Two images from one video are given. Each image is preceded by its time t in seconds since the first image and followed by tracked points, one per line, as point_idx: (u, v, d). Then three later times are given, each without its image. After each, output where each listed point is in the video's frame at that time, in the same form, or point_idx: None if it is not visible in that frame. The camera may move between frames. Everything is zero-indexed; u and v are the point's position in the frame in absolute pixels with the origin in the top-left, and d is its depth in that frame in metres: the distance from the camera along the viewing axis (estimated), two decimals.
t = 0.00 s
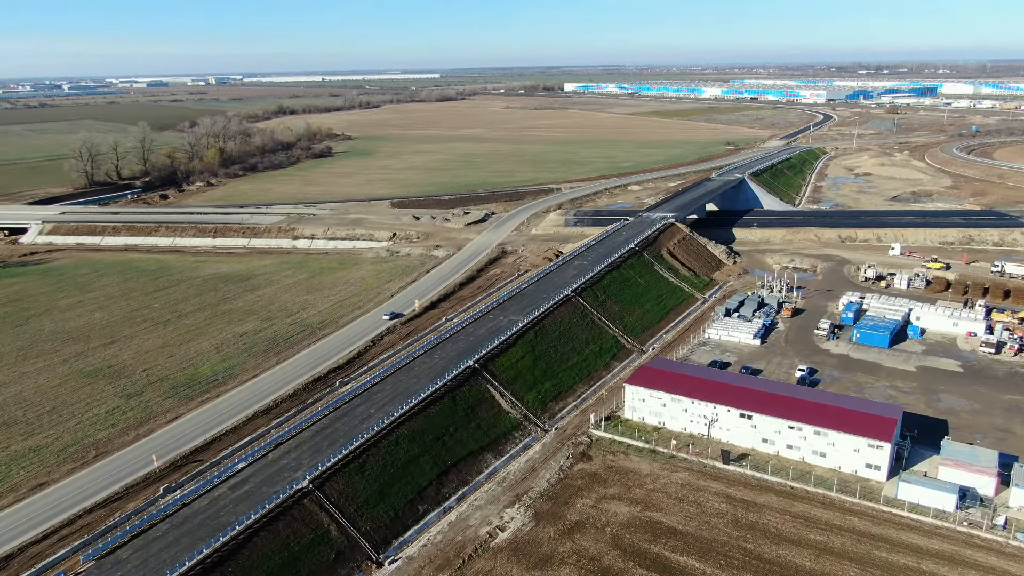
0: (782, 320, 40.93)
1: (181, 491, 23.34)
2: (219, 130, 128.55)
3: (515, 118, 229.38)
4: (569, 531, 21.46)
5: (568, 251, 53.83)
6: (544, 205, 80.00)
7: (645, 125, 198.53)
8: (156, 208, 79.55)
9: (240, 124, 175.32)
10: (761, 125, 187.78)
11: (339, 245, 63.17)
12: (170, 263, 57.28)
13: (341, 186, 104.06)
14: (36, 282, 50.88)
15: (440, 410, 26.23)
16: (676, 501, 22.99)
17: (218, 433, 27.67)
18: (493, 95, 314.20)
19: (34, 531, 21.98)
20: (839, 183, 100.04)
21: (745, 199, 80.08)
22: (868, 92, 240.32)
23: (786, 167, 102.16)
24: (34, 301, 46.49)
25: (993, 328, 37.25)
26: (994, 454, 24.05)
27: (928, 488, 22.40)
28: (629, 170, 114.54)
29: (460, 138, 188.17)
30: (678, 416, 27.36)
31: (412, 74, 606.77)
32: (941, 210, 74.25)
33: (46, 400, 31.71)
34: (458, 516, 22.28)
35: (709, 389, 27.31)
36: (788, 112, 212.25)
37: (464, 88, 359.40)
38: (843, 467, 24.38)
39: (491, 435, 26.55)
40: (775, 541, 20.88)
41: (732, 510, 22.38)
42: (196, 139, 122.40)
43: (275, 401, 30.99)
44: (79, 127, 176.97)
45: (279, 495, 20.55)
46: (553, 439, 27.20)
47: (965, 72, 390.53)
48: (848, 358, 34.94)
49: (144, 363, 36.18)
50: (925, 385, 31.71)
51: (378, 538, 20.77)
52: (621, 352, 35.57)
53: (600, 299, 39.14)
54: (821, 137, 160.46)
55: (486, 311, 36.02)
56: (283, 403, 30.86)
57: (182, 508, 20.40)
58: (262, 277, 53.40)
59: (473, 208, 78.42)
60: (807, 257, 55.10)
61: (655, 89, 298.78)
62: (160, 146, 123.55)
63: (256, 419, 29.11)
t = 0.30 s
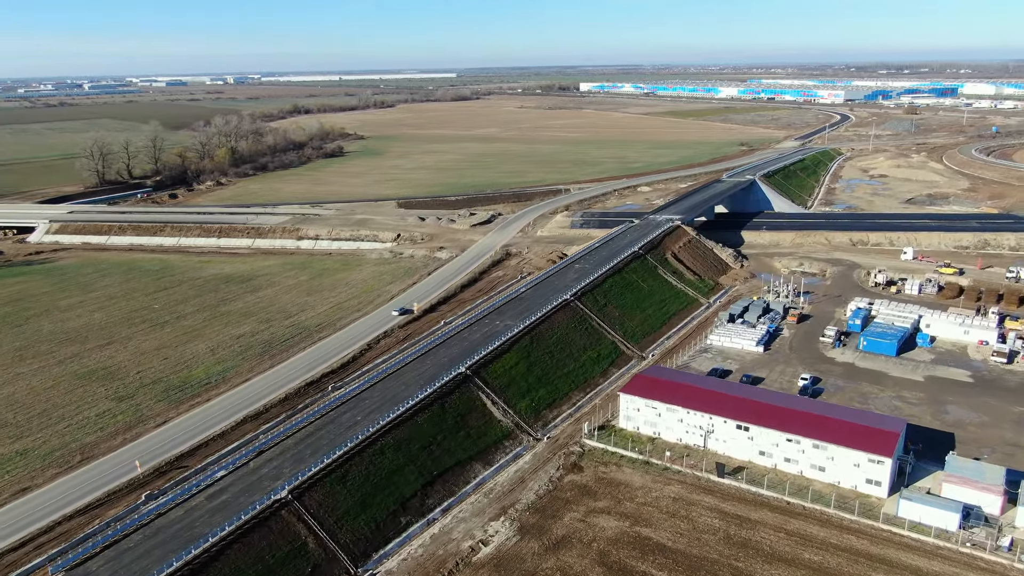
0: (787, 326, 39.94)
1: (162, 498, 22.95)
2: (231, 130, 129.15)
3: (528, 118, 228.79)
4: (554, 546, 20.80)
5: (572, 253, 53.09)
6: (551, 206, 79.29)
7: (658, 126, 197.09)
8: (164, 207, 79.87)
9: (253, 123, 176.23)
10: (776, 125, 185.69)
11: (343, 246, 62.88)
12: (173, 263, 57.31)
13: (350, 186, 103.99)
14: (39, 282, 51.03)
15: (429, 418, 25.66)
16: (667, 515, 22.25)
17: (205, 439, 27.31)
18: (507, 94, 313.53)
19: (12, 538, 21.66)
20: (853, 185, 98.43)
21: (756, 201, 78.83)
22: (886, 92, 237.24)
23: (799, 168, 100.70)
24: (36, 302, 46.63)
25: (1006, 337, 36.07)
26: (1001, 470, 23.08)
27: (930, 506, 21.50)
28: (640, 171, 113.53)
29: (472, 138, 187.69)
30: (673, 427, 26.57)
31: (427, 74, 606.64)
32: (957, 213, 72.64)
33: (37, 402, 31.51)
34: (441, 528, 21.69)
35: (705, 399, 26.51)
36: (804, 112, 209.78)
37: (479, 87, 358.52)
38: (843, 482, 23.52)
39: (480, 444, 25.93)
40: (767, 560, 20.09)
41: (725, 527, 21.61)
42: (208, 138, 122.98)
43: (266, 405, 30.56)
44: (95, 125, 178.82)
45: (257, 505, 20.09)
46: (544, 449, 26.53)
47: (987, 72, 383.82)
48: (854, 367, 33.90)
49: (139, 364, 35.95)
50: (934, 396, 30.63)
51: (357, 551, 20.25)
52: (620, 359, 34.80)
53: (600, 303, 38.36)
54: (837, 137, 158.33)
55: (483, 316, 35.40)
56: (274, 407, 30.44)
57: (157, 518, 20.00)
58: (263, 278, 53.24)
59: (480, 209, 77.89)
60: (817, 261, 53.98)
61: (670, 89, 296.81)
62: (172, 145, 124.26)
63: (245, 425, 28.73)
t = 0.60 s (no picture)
0: (792, 332, 38.97)
1: (142, 505, 22.57)
2: (243, 129, 129.78)
3: (542, 117, 228.02)
4: (537, 561, 20.19)
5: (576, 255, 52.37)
6: (559, 207, 78.59)
7: (672, 126, 195.63)
8: (173, 207, 80.21)
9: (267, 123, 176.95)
10: (792, 126, 183.45)
11: (348, 246, 62.65)
12: (177, 264, 57.40)
13: (359, 186, 103.91)
14: (41, 282, 51.21)
15: (416, 426, 25.12)
16: (656, 531, 21.53)
17: (191, 444, 26.94)
18: (523, 94, 312.73)
19: None
20: (868, 186, 96.85)
21: (767, 203, 77.64)
22: (906, 92, 233.92)
23: (813, 170, 99.23)
24: (37, 301, 46.79)
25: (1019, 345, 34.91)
26: (1007, 487, 22.13)
27: (931, 525, 20.63)
28: (651, 172, 112.52)
29: (485, 138, 187.18)
30: (668, 437, 25.79)
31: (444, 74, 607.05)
32: (974, 216, 71.04)
33: (29, 405, 31.34)
34: (423, 541, 21.15)
35: (700, 409, 25.70)
36: (821, 112, 207.18)
37: (493, 87, 357.68)
38: (841, 498, 22.67)
39: (468, 453, 25.32)
40: None
41: (716, 544, 20.84)
42: (219, 138, 123.63)
43: (256, 410, 30.17)
44: (112, 124, 180.47)
45: (232, 515, 19.65)
46: (535, 459, 25.87)
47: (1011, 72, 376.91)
48: (859, 376, 32.92)
49: (133, 366, 35.76)
50: (941, 408, 29.62)
51: (334, 564, 19.75)
52: (618, 365, 34.04)
53: (600, 308, 37.61)
54: (854, 138, 156.09)
55: (478, 321, 34.81)
56: (264, 412, 30.03)
57: (131, 528, 19.60)
58: (265, 278, 53.09)
59: (486, 210, 77.41)
60: (826, 265, 52.86)
61: (686, 89, 294.61)
62: (184, 144, 125.07)
63: (233, 430, 28.34)
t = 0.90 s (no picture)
0: (797, 339, 38.03)
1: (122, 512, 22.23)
2: (254, 129, 130.30)
3: (555, 117, 227.17)
4: None
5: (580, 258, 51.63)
6: (566, 208, 77.94)
7: (686, 126, 193.93)
8: (181, 206, 80.56)
9: (280, 122, 177.62)
10: (809, 126, 181.19)
11: (351, 247, 62.43)
12: (181, 264, 57.47)
13: (368, 186, 103.89)
14: (45, 281, 51.46)
15: (402, 433, 24.59)
16: (645, 547, 20.83)
17: (177, 450, 26.59)
18: (538, 94, 311.74)
19: None
20: (883, 189, 95.18)
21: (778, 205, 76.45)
22: (926, 92, 230.47)
23: (827, 171, 97.77)
24: (40, 301, 46.97)
25: None
26: (1012, 506, 21.19)
27: (930, 546, 19.74)
28: (663, 172, 111.46)
29: (497, 137, 186.66)
30: (662, 448, 25.04)
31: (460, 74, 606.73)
32: (991, 220, 69.42)
33: (20, 407, 31.25)
34: (403, 554, 20.61)
35: (694, 419, 24.92)
36: (838, 112, 204.55)
37: (508, 87, 356.67)
38: (839, 515, 21.84)
39: (456, 462, 24.76)
40: None
41: (705, 562, 20.12)
42: (231, 137, 124.15)
43: (245, 414, 29.81)
44: (127, 123, 181.71)
45: (207, 526, 19.22)
46: (524, 469, 25.25)
47: None
48: (863, 385, 31.95)
49: (127, 368, 35.63)
50: (947, 420, 28.61)
51: None
52: (616, 372, 33.34)
53: (599, 312, 36.90)
54: (871, 139, 153.80)
55: (473, 325, 34.21)
56: (254, 416, 29.64)
57: (104, 537, 19.22)
58: (267, 279, 52.97)
59: (493, 210, 76.92)
60: (836, 269, 51.75)
61: (702, 89, 292.18)
62: (195, 143, 125.74)
63: (221, 435, 27.98)
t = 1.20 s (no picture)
0: (800, 346, 37.12)
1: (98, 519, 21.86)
2: (264, 128, 130.72)
3: (567, 117, 226.27)
4: None
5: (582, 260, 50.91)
6: (572, 209, 77.25)
7: (699, 126, 192.40)
8: (187, 206, 80.83)
9: (291, 122, 178.18)
10: (824, 127, 179.10)
11: (354, 248, 62.11)
12: (182, 264, 57.50)
13: (376, 185, 103.78)
14: (46, 280, 51.65)
15: (386, 442, 24.07)
16: (629, 563, 20.17)
17: (161, 456, 26.27)
18: (552, 93, 310.70)
19: None
20: (896, 191, 93.62)
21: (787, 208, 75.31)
22: (945, 92, 227.21)
23: (839, 173, 96.34)
24: (39, 301, 47.08)
25: None
26: (1014, 525, 20.30)
27: (926, 567, 18.89)
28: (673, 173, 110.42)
29: (508, 137, 186.18)
30: (652, 460, 24.32)
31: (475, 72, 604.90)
32: (1006, 223, 67.88)
33: (9, 409, 31.12)
34: (381, 567, 20.09)
35: (686, 430, 24.18)
36: (854, 113, 202.07)
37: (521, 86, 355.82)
38: (832, 533, 21.05)
39: (440, 472, 24.20)
40: None
41: None
42: (241, 137, 124.60)
43: (232, 419, 29.44)
44: (141, 122, 182.91)
45: (178, 536, 18.78)
46: (511, 479, 24.64)
47: None
48: (866, 395, 31.03)
49: (120, 371, 35.47)
50: (951, 432, 27.64)
51: None
52: (611, 379, 32.63)
53: (596, 317, 36.18)
54: (886, 139, 151.68)
55: (466, 330, 33.65)
56: (241, 422, 29.21)
57: (74, 547, 18.82)
58: (267, 280, 52.76)
59: (498, 211, 76.40)
60: (843, 274, 50.71)
61: (716, 88, 289.88)
62: (205, 143, 126.37)
63: (206, 441, 27.61)
